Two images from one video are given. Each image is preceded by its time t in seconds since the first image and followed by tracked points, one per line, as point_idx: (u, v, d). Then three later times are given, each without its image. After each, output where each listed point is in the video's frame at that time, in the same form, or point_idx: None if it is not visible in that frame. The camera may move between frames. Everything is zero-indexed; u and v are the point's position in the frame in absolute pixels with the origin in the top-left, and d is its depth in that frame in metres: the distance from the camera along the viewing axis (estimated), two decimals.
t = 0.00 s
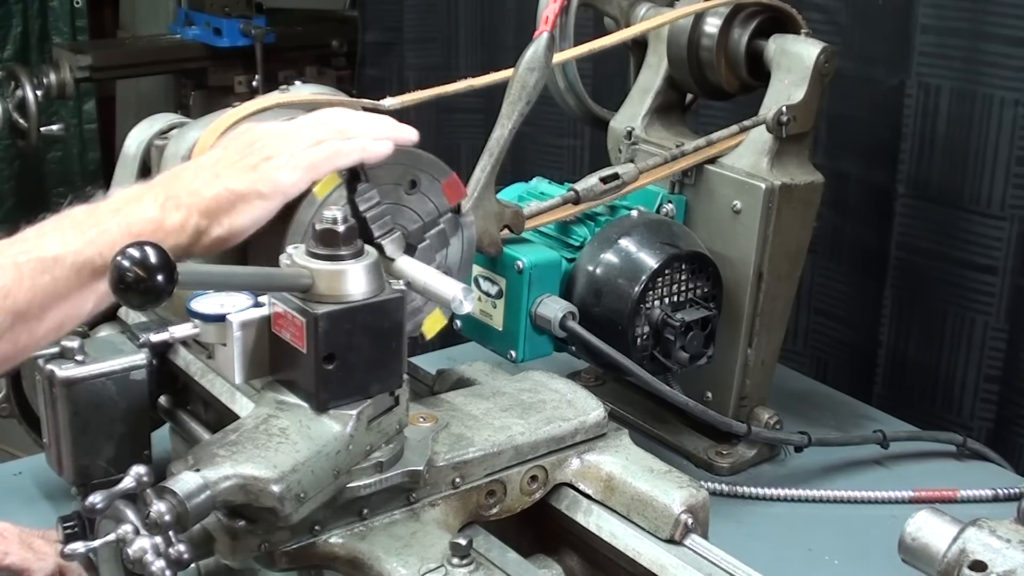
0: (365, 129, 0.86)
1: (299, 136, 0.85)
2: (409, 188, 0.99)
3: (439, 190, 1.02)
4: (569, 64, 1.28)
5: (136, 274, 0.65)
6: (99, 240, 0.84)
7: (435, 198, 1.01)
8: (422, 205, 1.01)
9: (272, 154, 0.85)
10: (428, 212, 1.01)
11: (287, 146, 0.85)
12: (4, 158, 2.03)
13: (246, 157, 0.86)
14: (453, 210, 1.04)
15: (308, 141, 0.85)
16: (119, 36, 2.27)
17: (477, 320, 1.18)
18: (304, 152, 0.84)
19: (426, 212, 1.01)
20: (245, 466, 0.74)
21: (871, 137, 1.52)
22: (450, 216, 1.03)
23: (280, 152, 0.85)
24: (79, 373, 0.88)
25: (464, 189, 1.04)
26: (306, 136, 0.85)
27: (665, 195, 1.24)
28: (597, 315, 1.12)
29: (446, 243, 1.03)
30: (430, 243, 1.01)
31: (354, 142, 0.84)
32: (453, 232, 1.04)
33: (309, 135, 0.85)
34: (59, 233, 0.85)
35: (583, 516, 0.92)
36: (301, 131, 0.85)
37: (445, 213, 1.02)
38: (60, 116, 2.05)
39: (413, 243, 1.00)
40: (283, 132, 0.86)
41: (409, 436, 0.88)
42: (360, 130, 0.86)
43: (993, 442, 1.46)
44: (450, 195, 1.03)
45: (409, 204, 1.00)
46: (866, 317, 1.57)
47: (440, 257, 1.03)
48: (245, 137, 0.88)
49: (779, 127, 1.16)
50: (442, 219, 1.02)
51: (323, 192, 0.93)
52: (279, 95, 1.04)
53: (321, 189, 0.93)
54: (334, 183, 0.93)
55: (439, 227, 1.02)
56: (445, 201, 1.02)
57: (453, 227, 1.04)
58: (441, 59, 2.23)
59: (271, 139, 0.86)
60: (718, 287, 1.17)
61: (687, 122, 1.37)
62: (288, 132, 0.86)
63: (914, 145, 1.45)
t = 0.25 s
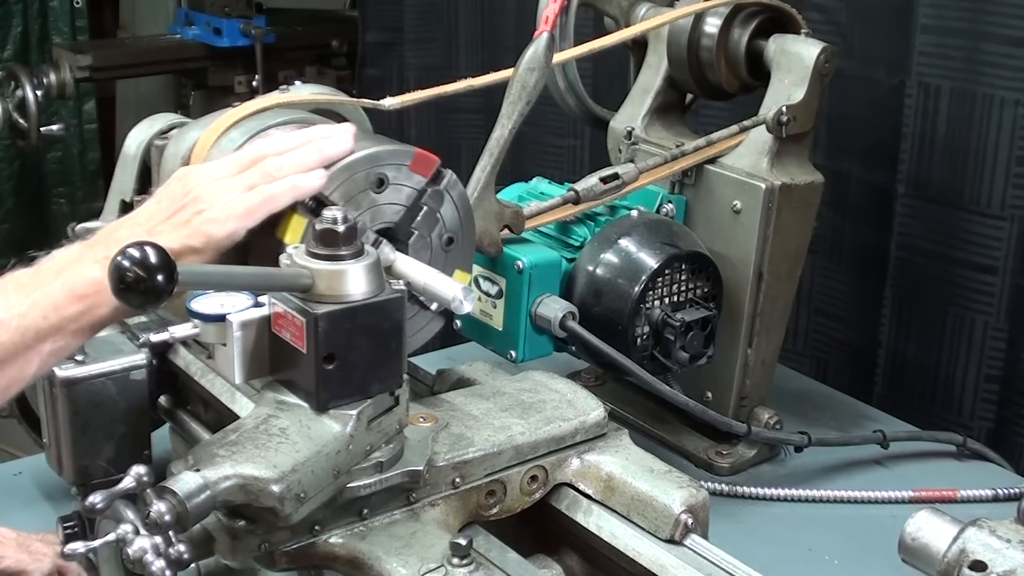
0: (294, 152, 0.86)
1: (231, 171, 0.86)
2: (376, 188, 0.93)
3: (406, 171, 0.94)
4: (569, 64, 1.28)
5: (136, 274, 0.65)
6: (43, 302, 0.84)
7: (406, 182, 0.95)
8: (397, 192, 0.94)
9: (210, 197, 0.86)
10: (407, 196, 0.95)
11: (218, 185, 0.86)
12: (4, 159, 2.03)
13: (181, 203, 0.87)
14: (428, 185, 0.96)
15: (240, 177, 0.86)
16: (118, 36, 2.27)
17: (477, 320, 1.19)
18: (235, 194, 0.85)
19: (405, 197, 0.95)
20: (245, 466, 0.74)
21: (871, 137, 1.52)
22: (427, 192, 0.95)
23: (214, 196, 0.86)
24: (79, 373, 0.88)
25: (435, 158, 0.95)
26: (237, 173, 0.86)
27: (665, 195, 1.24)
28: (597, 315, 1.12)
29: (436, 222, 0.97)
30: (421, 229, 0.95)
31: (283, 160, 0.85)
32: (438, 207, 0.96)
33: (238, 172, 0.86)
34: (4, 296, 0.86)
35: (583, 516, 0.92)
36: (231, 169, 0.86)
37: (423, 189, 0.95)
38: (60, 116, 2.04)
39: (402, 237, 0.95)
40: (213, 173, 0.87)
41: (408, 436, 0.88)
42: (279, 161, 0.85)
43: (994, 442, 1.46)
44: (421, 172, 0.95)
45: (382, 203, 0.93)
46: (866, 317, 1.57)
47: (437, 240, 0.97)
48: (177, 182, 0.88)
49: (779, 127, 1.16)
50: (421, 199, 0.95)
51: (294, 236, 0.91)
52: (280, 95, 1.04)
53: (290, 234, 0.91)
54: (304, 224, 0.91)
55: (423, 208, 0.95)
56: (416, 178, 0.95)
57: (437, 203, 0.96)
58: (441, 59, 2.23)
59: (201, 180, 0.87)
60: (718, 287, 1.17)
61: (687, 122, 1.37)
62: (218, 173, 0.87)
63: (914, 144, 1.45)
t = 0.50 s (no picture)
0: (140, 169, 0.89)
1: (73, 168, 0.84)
2: (369, 189, 0.92)
3: (398, 169, 0.93)
4: (569, 64, 1.28)
5: (135, 274, 0.65)
6: None
7: (400, 180, 0.94)
8: (392, 190, 0.93)
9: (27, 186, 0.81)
10: (402, 193, 0.94)
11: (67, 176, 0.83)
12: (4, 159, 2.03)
13: None
14: (423, 181, 0.94)
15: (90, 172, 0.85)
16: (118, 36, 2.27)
17: (477, 320, 1.18)
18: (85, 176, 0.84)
19: (401, 195, 0.94)
20: (245, 466, 0.74)
21: (871, 137, 1.52)
22: (421, 189, 0.94)
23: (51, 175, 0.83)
24: (79, 373, 0.87)
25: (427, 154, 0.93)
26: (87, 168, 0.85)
27: (665, 195, 1.24)
28: (597, 315, 1.12)
29: (432, 219, 0.95)
30: (418, 228, 0.95)
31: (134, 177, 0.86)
32: (434, 202, 0.95)
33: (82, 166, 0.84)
34: None
35: (583, 516, 0.92)
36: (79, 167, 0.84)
37: (416, 187, 0.94)
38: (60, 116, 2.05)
39: (401, 237, 0.95)
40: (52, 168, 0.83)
41: (408, 436, 0.88)
42: (149, 174, 0.88)
43: (994, 442, 1.46)
44: (412, 170, 0.93)
45: (376, 204, 0.93)
46: (867, 317, 1.57)
47: (433, 236, 0.97)
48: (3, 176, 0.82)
49: (779, 127, 1.16)
50: (416, 196, 0.94)
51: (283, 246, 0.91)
52: (280, 95, 1.04)
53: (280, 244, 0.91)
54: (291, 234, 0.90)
55: (419, 206, 0.94)
56: (409, 175, 0.94)
57: (433, 200, 0.95)
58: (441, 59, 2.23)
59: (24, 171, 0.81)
60: (718, 286, 1.17)
61: (687, 122, 1.37)
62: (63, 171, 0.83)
63: (915, 145, 1.45)
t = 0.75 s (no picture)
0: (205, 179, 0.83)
1: (134, 160, 0.81)
2: (369, 189, 0.92)
3: (398, 170, 0.93)
4: (569, 64, 1.28)
5: (135, 274, 0.65)
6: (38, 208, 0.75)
7: (400, 180, 0.94)
8: (392, 190, 0.93)
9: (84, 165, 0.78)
10: (402, 193, 0.94)
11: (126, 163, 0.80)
12: (4, 159, 2.02)
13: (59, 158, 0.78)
14: (423, 180, 0.94)
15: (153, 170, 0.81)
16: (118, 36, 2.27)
17: (477, 320, 1.19)
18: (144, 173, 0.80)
19: (401, 195, 0.94)
20: (245, 466, 0.74)
21: (871, 137, 1.52)
22: (421, 188, 0.94)
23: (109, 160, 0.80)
24: (79, 373, 0.87)
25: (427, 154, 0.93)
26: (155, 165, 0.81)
27: (664, 195, 1.24)
28: (597, 315, 1.12)
29: (432, 219, 0.95)
30: (418, 228, 0.95)
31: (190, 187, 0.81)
32: (434, 202, 0.95)
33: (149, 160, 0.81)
34: None
35: (583, 516, 0.92)
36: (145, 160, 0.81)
37: (416, 187, 0.94)
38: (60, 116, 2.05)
39: (400, 237, 0.95)
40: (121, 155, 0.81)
41: (409, 436, 0.88)
42: (213, 185, 0.82)
43: (994, 442, 1.46)
44: (413, 170, 0.94)
45: (376, 204, 0.93)
46: (867, 317, 1.57)
47: (433, 236, 0.97)
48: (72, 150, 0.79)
49: (779, 127, 1.16)
50: (416, 196, 0.94)
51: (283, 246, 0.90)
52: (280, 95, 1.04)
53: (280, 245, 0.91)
54: (291, 235, 0.89)
55: (419, 206, 0.94)
56: (410, 175, 0.94)
57: (433, 199, 0.95)
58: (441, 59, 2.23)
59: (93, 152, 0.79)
60: (718, 286, 1.17)
61: (687, 122, 1.37)
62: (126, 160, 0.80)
63: (915, 145, 1.45)
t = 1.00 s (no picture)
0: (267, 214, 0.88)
1: (194, 190, 0.86)
2: (369, 189, 0.92)
3: (398, 170, 0.93)
4: (569, 64, 1.28)
5: (135, 274, 0.65)
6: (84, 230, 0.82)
7: (400, 180, 0.94)
8: (392, 190, 0.93)
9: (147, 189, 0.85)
10: (402, 193, 0.94)
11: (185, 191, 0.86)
12: (4, 159, 2.02)
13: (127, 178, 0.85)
14: (422, 180, 0.95)
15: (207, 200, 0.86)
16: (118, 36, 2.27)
17: (477, 320, 1.19)
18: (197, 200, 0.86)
19: (401, 194, 0.94)
20: (245, 466, 0.74)
21: (871, 137, 1.52)
22: (421, 188, 0.94)
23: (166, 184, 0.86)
24: (80, 373, 0.87)
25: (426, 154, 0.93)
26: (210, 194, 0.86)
27: (665, 195, 1.24)
28: (597, 315, 1.12)
29: (432, 218, 0.95)
30: (418, 228, 0.95)
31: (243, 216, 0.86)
32: (435, 201, 0.95)
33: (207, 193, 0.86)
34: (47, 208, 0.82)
35: (583, 516, 0.92)
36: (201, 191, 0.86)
37: (417, 187, 0.94)
38: (60, 116, 2.04)
39: (401, 236, 0.95)
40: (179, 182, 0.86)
41: (408, 436, 0.88)
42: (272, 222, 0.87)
43: (994, 442, 1.46)
44: (413, 170, 0.94)
45: (376, 204, 0.93)
46: (867, 317, 1.57)
47: (433, 236, 0.97)
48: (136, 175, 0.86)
49: (779, 127, 1.16)
50: (416, 196, 0.94)
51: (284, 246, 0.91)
52: (280, 95, 1.04)
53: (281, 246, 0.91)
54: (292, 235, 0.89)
55: (419, 206, 0.94)
56: (409, 175, 0.94)
57: (433, 199, 0.95)
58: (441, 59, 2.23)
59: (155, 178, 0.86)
60: (718, 287, 1.17)
61: (687, 122, 1.37)
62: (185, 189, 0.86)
63: (915, 145, 1.45)
